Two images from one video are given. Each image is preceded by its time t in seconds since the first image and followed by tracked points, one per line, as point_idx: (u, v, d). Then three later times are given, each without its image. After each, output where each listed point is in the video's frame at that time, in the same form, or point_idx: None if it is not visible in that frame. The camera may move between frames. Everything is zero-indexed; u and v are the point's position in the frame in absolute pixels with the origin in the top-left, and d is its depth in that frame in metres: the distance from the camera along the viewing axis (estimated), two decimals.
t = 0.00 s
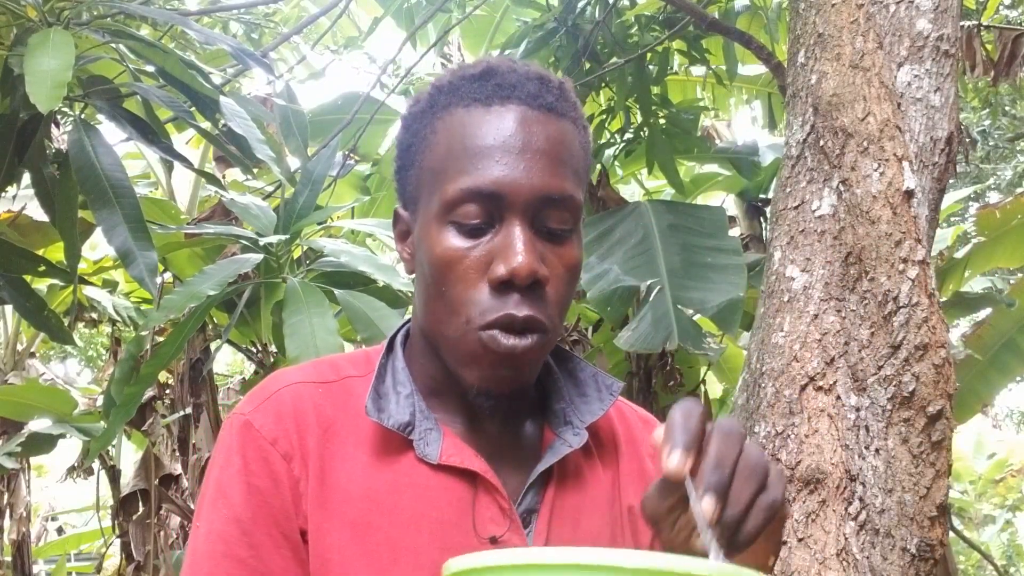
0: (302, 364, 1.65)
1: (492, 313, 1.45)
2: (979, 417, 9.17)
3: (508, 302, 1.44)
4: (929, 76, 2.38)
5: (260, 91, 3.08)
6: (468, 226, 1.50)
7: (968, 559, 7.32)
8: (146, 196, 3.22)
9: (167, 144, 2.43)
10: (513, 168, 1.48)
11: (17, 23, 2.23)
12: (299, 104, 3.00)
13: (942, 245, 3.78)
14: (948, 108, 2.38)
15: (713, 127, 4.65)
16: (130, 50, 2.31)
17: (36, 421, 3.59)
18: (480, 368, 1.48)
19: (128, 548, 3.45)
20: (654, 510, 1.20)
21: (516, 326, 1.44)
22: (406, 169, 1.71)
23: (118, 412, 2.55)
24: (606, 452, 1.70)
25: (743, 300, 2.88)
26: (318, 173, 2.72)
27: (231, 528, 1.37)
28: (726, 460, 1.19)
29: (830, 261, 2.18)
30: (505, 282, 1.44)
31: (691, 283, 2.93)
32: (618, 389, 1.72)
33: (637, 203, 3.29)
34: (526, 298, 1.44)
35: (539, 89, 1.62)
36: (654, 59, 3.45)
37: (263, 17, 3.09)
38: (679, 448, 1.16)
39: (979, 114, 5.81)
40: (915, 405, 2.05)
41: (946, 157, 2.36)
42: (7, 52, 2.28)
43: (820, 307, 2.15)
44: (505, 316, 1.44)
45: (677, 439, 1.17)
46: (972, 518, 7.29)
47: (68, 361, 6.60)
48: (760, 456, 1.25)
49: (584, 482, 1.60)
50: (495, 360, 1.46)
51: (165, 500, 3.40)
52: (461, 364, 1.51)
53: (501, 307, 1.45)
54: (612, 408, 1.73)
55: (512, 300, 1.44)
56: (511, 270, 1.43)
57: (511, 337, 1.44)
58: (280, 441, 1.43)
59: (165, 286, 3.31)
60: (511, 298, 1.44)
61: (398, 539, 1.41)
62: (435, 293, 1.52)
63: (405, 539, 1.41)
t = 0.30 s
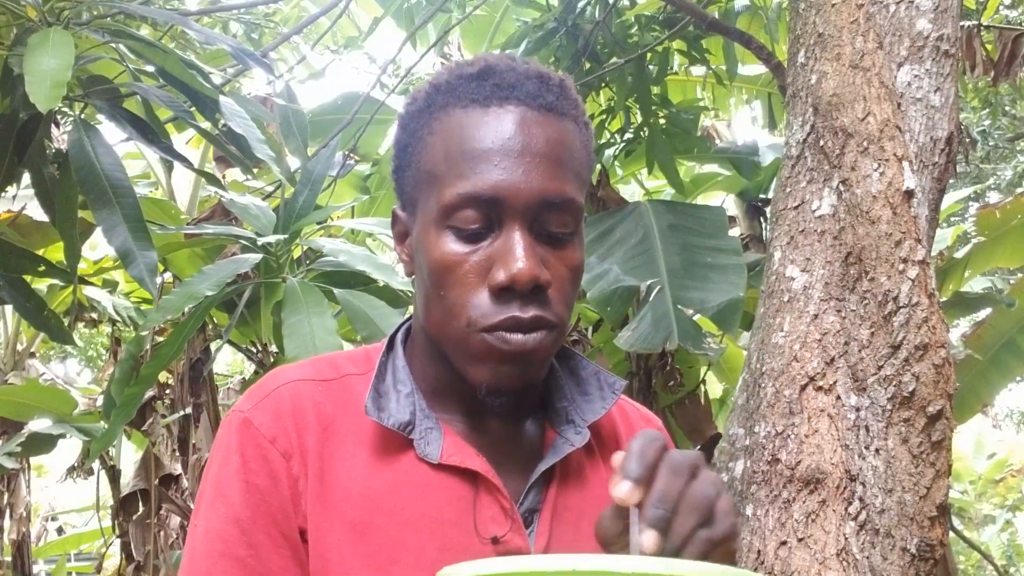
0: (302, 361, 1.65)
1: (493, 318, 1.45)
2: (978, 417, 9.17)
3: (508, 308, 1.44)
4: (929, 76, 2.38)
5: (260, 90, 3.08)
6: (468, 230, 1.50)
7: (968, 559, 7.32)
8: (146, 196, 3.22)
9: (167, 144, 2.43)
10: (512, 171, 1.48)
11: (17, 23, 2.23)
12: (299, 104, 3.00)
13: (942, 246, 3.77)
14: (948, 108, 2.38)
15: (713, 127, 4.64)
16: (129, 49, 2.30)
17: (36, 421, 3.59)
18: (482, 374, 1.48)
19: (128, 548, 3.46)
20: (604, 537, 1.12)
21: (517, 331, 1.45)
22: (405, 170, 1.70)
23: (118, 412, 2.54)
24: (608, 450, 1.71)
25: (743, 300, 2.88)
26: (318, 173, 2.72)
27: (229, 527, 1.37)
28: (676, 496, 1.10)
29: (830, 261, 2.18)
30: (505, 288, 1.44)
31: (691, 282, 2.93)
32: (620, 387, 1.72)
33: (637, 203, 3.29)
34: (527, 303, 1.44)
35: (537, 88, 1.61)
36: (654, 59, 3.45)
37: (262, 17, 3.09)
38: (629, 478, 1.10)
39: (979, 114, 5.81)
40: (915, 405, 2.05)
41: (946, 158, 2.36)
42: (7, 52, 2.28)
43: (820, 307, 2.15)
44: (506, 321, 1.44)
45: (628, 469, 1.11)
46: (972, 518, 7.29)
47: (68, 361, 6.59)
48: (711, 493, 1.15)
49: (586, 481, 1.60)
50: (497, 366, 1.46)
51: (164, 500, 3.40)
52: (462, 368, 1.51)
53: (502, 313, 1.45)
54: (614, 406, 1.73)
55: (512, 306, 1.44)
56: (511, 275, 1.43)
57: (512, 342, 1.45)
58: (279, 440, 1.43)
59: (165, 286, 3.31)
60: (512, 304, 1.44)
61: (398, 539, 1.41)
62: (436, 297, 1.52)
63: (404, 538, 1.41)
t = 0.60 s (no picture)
0: (301, 361, 1.65)
1: (489, 319, 1.45)
2: (978, 417, 9.16)
3: (504, 309, 1.45)
4: (929, 76, 2.39)
5: (259, 91, 3.08)
6: (464, 230, 1.50)
7: (968, 559, 7.33)
8: (146, 196, 3.22)
9: (167, 144, 2.43)
10: (508, 172, 1.48)
11: (17, 23, 2.23)
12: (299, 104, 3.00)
13: (942, 246, 3.77)
14: (948, 108, 2.38)
15: (713, 127, 4.64)
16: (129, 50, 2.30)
17: (36, 421, 3.58)
18: (477, 373, 1.48)
19: (128, 548, 3.46)
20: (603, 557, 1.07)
21: (513, 332, 1.45)
22: (402, 170, 1.70)
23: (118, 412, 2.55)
24: (608, 447, 1.70)
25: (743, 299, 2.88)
26: (318, 173, 2.72)
27: (229, 527, 1.37)
28: (677, 529, 1.05)
29: (830, 261, 2.18)
30: (502, 288, 1.44)
31: (691, 282, 2.92)
32: (619, 384, 1.72)
33: (637, 203, 3.29)
34: (523, 304, 1.44)
35: (535, 87, 1.61)
36: (654, 59, 3.45)
37: (262, 17, 3.09)
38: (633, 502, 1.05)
39: (979, 114, 5.80)
40: (915, 405, 2.04)
41: (946, 157, 2.36)
42: (7, 52, 2.28)
43: (820, 307, 2.15)
44: (502, 322, 1.44)
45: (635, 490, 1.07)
46: (972, 518, 7.28)
47: (68, 361, 6.59)
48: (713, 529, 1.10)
49: (586, 479, 1.60)
50: (494, 366, 1.46)
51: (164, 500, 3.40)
52: (459, 368, 1.51)
53: (498, 314, 1.45)
54: (613, 403, 1.73)
55: (509, 307, 1.45)
56: (507, 277, 1.43)
57: (509, 343, 1.45)
58: (278, 440, 1.43)
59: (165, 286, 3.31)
60: (508, 305, 1.45)
61: (398, 539, 1.41)
62: (432, 298, 1.52)
63: (403, 538, 1.41)
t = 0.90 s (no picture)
0: (300, 361, 1.65)
1: (485, 317, 1.45)
2: (978, 417, 9.16)
3: (501, 307, 1.44)
4: (929, 77, 2.40)
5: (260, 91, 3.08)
6: (461, 229, 1.50)
7: (968, 559, 7.33)
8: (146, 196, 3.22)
9: (167, 144, 2.43)
10: (506, 170, 1.48)
11: (17, 23, 2.23)
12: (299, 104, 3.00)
13: (942, 245, 3.77)
14: (948, 108, 2.38)
15: (713, 127, 4.64)
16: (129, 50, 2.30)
17: (36, 421, 3.58)
18: (473, 372, 1.48)
19: (128, 548, 3.46)
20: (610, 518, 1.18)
21: (508, 331, 1.45)
22: (402, 170, 1.71)
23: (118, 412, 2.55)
24: (607, 447, 1.71)
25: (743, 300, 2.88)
26: (318, 173, 2.72)
27: (229, 527, 1.36)
28: (683, 497, 1.14)
29: (830, 261, 2.18)
30: (497, 287, 1.44)
31: (691, 283, 2.93)
32: (618, 384, 1.72)
33: (637, 203, 3.29)
34: (519, 303, 1.44)
35: (534, 87, 1.61)
36: (654, 59, 3.45)
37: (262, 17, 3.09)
38: (642, 462, 1.16)
39: (979, 114, 5.82)
40: (915, 405, 2.05)
41: (946, 158, 2.37)
42: (7, 51, 2.28)
43: (822, 308, 2.14)
44: (498, 321, 1.44)
45: (647, 455, 1.17)
46: (972, 518, 7.28)
47: (68, 361, 6.59)
48: (722, 508, 1.18)
49: (585, 479, 1.60)
50: (489, 364, 1.46)
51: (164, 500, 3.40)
52: (455, 367, 1.51)
53: (493, 312, 1.45)
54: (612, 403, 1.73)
55: (505, 306, 1.45)
56: (503, 275, 1.43)
57: (505, 342, 1.45)
58: (278, 440, 1.43)
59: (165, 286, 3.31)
60: (504, 304, 1.45)
61: (397, 539, 1.41)
62: (430, 297, 1.52)
63: (403, 538, 1.41)
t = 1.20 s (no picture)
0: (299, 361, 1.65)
1: (481, 315, 1.45)
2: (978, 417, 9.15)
3: (497, 305, 1.44)
4: (929, 76, 2.40)
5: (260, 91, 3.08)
6: (458, 228, 1.50)
7: (968, 560, 7.33)
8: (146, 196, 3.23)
9: (167, 144, 2.43)
10: (502, 169, 1.48)
11: (17, 23, 2.23)
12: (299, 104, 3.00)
13: (942, 245, 3.77)
14: (948, 108, 2.38)
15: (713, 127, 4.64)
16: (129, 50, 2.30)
17: (36, 421, 3.58)
18: (469, 371, 1.48)
19: (128, 548, 3.46)
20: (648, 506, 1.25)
21: (504, 329, 1.44)
22: (399, 170, 1.71)
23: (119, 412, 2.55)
24: (607, 445, 1.70)
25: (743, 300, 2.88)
26: (318, 173, 2.73)
27: (228, 526, 1.36)
28: (717, 466, 1.20)
29: (830, 261, 2.18)
30: (494, 285, 1.44)
31: (691, 283, 2.93)
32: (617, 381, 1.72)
33: (637, 203, 3.29)
34: (516, 301, 1.44)
35: (530, 87, 1.61)
36: (654, 59, 3.45)
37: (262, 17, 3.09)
38: (670, 449, 1.20)
39: (979, 114, 5.82)
40: (915, 405, 2.04)
41: (946, 158, 2.37)
42: (7, 52, 2.28)
43: (820, 307, 2.15)
44: (494, 319, 1.44)
45: (671, 441, 1.20)
46: (972, 518, 7.26)
47: (68, 361, 6.59)
48: (756, 465, 1.24)
49: (584, 476, 1.60)
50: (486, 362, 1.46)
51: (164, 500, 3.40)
52: (452, 366, 1.51)
53: (490, 310, 1.45)
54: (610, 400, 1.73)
55: (501, 304, 1.44)
56: (499, 273, 1.43)
57: (501, 340, 1.44)
58: (277, 439, 1.43)
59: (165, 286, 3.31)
60: (500, 302, 1.44)
61: (397, 538, 1.41)
62: (427, 296, 1.52)
63: (403, 536, 1.41)
